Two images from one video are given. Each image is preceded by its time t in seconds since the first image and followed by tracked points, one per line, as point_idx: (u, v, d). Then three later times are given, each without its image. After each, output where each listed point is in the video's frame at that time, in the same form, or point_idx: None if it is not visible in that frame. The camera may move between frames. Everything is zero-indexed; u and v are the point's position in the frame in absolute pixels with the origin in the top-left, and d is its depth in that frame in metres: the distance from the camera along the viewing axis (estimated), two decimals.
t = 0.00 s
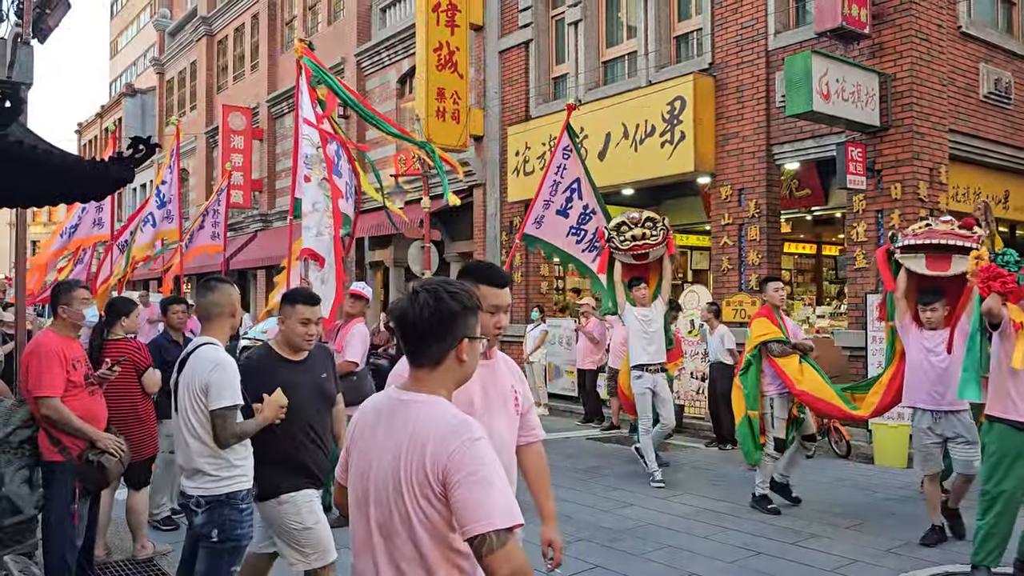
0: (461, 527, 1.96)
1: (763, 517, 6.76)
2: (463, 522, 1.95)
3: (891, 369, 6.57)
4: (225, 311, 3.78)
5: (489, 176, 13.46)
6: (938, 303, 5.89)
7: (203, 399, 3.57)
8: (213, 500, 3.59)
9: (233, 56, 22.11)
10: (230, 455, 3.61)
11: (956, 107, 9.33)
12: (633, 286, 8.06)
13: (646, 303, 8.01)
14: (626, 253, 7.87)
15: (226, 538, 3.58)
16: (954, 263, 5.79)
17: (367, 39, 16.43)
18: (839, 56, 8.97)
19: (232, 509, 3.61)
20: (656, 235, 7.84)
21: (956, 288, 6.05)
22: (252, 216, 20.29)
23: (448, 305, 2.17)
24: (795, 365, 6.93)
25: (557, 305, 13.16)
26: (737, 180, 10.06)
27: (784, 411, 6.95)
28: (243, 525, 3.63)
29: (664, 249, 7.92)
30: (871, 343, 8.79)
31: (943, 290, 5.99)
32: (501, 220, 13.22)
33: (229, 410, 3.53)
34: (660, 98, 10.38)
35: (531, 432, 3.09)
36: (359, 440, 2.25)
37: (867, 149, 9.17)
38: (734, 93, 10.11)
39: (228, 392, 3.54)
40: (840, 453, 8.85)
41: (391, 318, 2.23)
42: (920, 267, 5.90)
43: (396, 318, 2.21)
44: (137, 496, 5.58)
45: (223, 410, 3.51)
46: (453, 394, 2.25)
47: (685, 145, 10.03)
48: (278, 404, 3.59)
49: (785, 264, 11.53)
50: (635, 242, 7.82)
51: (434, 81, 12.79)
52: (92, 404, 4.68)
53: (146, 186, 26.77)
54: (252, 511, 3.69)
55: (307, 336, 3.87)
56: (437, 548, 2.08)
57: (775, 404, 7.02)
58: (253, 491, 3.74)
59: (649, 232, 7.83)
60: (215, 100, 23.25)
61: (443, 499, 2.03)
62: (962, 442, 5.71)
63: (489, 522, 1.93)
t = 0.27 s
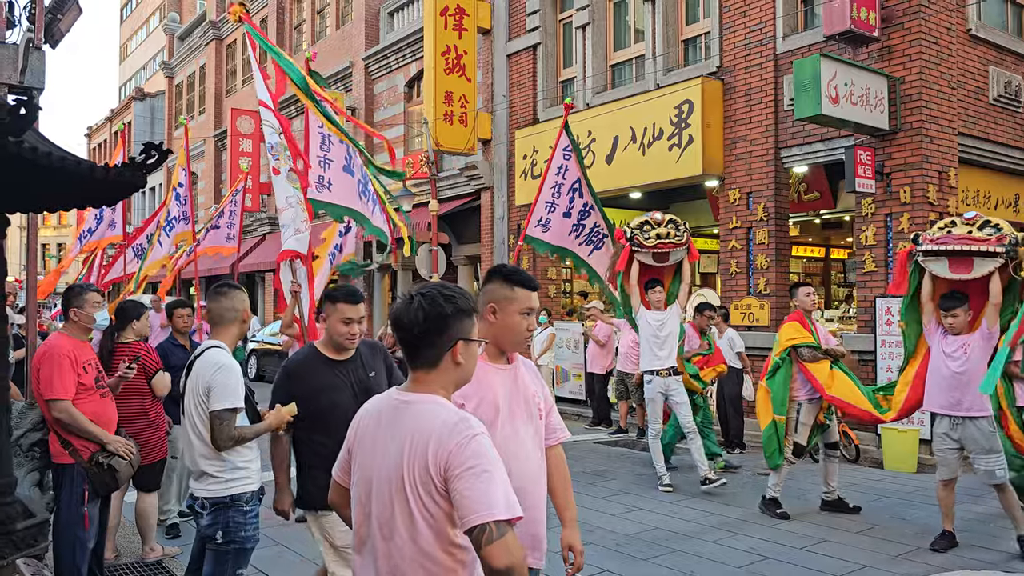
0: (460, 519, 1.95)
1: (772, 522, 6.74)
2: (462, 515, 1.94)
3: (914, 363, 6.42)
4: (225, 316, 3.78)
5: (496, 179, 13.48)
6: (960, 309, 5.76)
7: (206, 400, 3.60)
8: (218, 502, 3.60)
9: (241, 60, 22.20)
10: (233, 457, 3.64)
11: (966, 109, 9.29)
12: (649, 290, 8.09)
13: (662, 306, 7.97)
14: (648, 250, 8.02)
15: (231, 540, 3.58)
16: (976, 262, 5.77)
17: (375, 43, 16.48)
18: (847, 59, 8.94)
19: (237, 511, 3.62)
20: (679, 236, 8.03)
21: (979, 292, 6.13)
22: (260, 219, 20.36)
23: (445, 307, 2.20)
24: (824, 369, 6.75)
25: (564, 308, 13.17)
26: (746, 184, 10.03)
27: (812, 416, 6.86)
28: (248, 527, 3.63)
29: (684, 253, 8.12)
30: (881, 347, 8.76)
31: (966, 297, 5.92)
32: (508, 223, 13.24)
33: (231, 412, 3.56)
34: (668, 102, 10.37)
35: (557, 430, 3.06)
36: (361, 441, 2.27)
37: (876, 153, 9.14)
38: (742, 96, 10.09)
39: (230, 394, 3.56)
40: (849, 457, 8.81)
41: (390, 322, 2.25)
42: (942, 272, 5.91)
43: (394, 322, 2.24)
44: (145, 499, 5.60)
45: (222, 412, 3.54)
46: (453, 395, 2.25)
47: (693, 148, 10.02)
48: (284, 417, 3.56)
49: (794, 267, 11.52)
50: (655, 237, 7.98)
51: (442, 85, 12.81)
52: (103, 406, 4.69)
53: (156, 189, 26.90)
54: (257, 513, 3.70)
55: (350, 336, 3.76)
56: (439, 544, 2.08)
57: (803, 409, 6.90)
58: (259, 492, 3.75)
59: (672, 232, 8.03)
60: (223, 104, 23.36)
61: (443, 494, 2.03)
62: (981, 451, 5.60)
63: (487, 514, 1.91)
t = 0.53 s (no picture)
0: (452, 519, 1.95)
1: (776, 526, 6.71)
2: (454, 515, 1.94)
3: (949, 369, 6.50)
4: (223, 320, 3.77)
5: (500, 181, 13.49)
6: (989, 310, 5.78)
7: (206, 400, 3.61)
8: (220, 503, 3.59)
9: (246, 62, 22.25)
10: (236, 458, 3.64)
11: (972, 112, 9.26)
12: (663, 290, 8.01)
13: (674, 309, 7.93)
14: (663, 244, 7.94)
15: (234, 541, 3.56)
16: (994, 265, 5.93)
17: (379, 45, 16.50)
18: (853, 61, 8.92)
19: (239, 512, 3.61)
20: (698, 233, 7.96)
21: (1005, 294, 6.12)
22: (264, 221, 20.38)
23: (453, 308, 2.19)
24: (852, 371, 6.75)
25: (569, 310, 13.15)
26: (751, 186, 10.01)
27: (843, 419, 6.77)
28: (251, 529, 3.62)
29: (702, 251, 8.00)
30: (887, 351, 8.73)
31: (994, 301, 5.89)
32: (513, 225, 13.23)
33: (231, 414, 3.55)
34: (673, 104, 10.36)
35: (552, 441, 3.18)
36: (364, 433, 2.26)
37: (882, 155, 9.11)
38: (747, 98, 10.08)
39: (230, 394, 3.57)
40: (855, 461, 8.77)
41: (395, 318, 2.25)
42: (963, 276, 6.12)
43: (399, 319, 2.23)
44: (148, 501, 5.59)
45: (222, 411, 3.55)
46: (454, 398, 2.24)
47: (698, 151, 10.01)
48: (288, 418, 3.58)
49: (799, 270, 11.49)
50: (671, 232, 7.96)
51: (446, 87, 12.82)
52: (107, 407, 4.68)
53: (161, 191, 26.94)
54: (259, 514, 3.68)
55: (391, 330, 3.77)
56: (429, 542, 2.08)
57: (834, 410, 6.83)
58: (261, 494, 3.73)
59: (688, 228, 8.01)
60: (228, 105, 23.40)
61: (438, 494, 2.03)
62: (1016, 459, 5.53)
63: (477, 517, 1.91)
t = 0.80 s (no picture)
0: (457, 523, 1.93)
1: (779, 530, 6.69)
2: (459, 519, 1.92)
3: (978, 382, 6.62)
4: (224, 321, 3.79)
5: (504, 184, 13.51)
6: (1005, 311, 5.82)
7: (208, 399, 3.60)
8: (226, 506, 3.59)
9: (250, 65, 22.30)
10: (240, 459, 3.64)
11: (976, 115, 9.26)
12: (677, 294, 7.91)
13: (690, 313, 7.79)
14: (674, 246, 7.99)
15: (239, 544, 3.57)
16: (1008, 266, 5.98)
17: (383, 48, 16.53)
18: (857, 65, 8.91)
19: (245, 515, 3.61)
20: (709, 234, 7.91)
21: None
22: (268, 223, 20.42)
23: (455, 311, 2.20)
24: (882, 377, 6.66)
25: (572, 313, 13.16)
26: (755, 190, 10.01)
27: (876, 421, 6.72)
28: (256, 532, 3.63)
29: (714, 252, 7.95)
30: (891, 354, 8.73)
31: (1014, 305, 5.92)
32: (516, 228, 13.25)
33: (232, 411, 3.54)
34: (677, 107, 10.37)
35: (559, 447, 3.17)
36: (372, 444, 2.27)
37: (885, 159, 9.10)
38: (750, 102, 10.08)
39: (231, 393, 3.55)
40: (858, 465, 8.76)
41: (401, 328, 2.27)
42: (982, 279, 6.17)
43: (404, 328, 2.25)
44: (152, 503, 5.58)
45: (223, 410, 3.53)
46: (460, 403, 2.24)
47: (701, 154, 10.01)
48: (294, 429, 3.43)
49: (802, 274, 11.49)
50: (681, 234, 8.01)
51: (450, 89, 12.83)
52: (110, 408, 4.70)
53: (165, 194, 27.02)
54: (264, 517, 3.69)
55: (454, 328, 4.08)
56: (438, 549, 2.06)
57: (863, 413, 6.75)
58: (267, 497, 3.74)
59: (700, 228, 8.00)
60: (232, 108, 23.45)
61: (444, 498, 2.02)
62: None
63: (483, 519, 1.89)
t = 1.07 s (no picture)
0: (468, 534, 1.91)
1: (779, 533, 6.69)
2: (470, 530, 1.90)
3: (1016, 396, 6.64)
4: (223, 325, 3.82)
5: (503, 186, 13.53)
6: (1008, 313, 5.79)
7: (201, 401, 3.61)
8: (227, 508, 3.59)
9: (251, 67, 22.33)
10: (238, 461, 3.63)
11: (975, 119, 9.27)
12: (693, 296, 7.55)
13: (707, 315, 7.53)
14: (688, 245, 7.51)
15: (240, 547, 3.57)
16: (1010, 269, 5.97)
17: (383, 50, 16.55)
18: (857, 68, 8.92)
19: (245, 518, 3.61)
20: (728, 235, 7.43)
21: None
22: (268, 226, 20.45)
23: (468, 316, 2.19)
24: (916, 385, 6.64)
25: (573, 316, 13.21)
26: (755, 193, 10.01)
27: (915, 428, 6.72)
28: (257, 534, 3.63)
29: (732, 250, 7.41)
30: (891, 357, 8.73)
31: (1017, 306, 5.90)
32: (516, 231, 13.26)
33: (218, 410, 3.52)
34: (677, 110, 10.38)
35: (573, 450, 3.13)
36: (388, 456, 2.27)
37: (885, 162, 9.10)
38: (750, 105, 10.09)
39: (221, 394, 3.55)
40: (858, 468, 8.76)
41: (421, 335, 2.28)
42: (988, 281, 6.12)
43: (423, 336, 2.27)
44: (152, 506, 5.58)
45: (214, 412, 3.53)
46: (476, 411, 2.23)
47: (701, 157, 10.02)
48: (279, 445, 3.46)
49: (802, 276, 11.50)
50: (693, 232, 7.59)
51: (450, 92, 12.84)
52: (110, 411, 4.69)
53: (164, 196, 27.04)
54: (265, 520, 3.69)
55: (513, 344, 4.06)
56: (451, 561, 2.03)
57: (904, 422, 6.71)
58: (268, 499, 3.74)
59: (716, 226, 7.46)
60: (232, 111, 23.48)
61: (453, 510, 2.00)
62: None
63: (492, 529, 1.87)
